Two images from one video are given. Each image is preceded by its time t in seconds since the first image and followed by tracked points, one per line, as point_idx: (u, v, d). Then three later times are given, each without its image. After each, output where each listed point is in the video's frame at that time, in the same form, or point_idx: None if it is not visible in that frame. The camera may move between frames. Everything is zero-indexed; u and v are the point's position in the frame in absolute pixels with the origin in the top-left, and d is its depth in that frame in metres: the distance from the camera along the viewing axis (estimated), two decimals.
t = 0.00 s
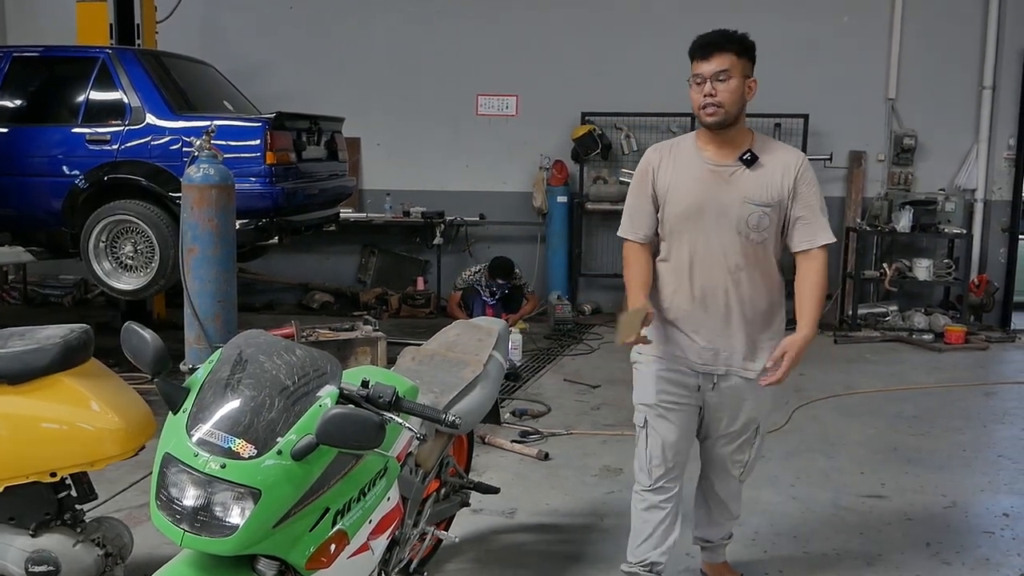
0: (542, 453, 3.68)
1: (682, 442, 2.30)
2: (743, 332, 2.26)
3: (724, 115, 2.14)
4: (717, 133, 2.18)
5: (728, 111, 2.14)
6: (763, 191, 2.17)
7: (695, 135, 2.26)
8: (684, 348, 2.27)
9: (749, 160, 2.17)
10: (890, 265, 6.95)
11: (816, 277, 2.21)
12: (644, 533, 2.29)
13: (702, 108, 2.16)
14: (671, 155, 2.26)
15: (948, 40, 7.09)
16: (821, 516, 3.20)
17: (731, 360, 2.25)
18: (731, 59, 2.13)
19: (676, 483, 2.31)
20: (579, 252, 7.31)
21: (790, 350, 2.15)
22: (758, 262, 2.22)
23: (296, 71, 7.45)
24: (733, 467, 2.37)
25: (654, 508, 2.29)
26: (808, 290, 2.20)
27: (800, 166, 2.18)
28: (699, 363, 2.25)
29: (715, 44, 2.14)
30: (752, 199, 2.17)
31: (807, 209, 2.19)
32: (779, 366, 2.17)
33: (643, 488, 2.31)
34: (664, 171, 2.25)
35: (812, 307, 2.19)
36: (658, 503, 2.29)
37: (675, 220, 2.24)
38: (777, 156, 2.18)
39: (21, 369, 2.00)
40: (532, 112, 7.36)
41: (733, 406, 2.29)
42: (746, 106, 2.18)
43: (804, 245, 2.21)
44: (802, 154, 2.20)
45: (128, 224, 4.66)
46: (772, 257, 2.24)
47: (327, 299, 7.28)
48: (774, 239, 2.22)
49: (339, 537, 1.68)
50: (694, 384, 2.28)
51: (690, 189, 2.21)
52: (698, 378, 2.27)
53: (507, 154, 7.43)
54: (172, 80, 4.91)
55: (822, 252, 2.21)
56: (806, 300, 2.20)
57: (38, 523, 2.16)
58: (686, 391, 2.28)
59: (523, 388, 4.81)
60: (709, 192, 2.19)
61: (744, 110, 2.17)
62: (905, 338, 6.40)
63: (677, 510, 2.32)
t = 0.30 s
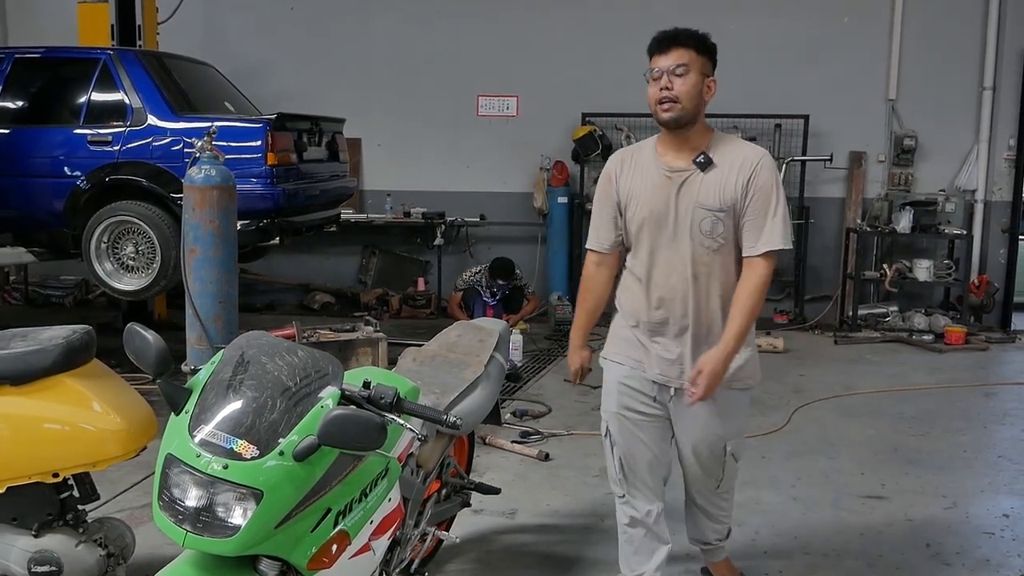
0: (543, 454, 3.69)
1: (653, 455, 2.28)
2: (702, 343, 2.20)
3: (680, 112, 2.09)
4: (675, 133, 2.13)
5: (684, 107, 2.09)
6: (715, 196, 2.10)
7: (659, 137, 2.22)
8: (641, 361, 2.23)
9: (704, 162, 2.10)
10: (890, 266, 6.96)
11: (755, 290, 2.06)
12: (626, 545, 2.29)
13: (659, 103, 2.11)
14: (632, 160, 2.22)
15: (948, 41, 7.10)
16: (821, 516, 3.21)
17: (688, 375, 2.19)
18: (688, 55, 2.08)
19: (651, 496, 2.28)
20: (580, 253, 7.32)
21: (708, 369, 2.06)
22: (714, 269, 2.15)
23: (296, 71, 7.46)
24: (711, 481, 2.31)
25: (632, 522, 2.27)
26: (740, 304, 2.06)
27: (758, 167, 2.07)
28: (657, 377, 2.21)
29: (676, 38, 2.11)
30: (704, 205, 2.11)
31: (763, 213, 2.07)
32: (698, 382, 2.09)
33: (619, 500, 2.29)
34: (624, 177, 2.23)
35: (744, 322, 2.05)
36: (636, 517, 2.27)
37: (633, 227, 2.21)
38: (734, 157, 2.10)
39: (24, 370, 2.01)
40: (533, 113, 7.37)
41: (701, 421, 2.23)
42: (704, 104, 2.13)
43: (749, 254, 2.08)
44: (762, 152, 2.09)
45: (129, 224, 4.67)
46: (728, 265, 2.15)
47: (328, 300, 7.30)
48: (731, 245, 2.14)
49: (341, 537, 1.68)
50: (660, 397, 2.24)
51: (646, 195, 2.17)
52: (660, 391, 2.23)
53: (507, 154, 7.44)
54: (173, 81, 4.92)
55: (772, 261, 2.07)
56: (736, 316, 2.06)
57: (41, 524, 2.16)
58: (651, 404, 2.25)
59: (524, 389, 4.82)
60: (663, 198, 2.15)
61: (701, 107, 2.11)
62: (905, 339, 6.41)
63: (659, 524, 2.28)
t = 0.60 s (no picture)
0: (545, 454, 3.69)
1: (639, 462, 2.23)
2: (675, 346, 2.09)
3: (656, 106, 2.00)
4: (652, 125, 2.04)
5: (661, 102, 1.99)
6: (692, 188, 2.00)
7: (637, 130, 2.13)
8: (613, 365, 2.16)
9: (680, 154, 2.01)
10: (894, 266, 6.95)
11: (722, 285, 1.95)
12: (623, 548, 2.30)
13: (635, 97, 2.02)
14: (610, 155, 2.15)
15: (951, 40, 7.08)
16: (825, 516, 3.21)
17: (660, 381, 2.07)
18: (668, 46, 1.99)
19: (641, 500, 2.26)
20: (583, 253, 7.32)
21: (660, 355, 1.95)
22: (687, 266, 2.04)
23: (298, 71, 7.46)
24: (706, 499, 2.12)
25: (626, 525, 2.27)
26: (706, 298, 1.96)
27: (738, 159, 1.97)
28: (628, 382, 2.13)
29: (655, 29, 2.01)
30: (679, 197, 2.01)
31: (740, 205, 1.97)
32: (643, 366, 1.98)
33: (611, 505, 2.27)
34: (600, 171, 2.15)
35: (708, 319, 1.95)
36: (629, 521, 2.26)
37: (607, 222, 2.13)
38: (712, 148, 2.00)
39: (27, 370, 2.01)
40: (535, 113, 7.37)
41: (682, 429, 2.10)
42: (683, 98, 2.03)
43: (725, 249, 1.98)
44: (741, 144, 1.99)
45: (132, 225, 4.67)
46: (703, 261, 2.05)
47: (331, 300, 7.31)
48: (707, 240, 2.03)
49: (344, 538, 1.68)
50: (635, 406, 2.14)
51: (621, 189, 2.09)
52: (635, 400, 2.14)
53: (510, 155, 7.44)
54: (176, 82, 4.93)
55: (745, 255, 1.97)
56: (698, 310, 1.95)
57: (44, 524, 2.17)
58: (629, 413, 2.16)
59: (527, 389, 4.82)
60: (637, 192, 2.06)
61: (679, 102, 2.02)
62: (909, 339, 6.41)
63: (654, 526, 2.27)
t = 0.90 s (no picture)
0: (548, 454, 3.69)
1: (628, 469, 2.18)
2: (662, 350, 2.00)
3: (668, 107, 1.93)
4: (660, 122, 1.97)
5: (674, 104, 1.93)
6: (691, 187, 1.93)
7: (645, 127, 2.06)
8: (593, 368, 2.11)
9: (684, 152, 1.94)
10: (897, 265, 6.93)
11: (718, 289, 1.87)
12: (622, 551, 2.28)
13: (649, 89, 1.95)
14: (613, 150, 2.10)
15: (955, 39, 7.07)
16: (827, 516, 3.21)
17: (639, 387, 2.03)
18: (691, 47, 1.92)
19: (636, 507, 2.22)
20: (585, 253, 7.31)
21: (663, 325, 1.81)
22: (682, 268, 1.97)
23: (301, 71, 7.47)
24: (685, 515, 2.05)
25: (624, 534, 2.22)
26: (702, 301, 1.85)
27: (741, 163, 1.90)
28: (602, 385, 2.09)
29: (683, 25, 1.93)
30: (678, 194, 1.94)
31: (740, 210, 1.90)
32: (640, 335, 1.83)
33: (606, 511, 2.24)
34: (603, 163, 2.10)
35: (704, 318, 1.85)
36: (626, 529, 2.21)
37: (603, 215, 2.07)
38: (717, 148, 1.93)
39: (30, 369, 2.02)
40: (538, 112, 7.37)
41: (661, 440, 2.04)
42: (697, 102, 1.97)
43: (725, 255, 1.91)
44: (747, 149, 1.92)
45: (135, 224, 4.68)
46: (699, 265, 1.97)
47: (333, 300, 7.32)
48: (704, 243, 1.95)
49: (346, 536, 1.69)
50: (613, 412, 2.11)
51: (620, 184, 2.03)
52: (613, 405, 2.10)
53: (512, 154, 7.44)
54: (180, 82, 4.93)
55: (743, 263, 1.89)
56: (697, 309, 1.84)
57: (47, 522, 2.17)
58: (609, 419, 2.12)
59: (529, 388, 4.82)
60: (636, 187, 2.00)
61: (693, 105, 1.96)
62: (912, 339, 6.40)
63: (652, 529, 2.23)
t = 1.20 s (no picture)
0: (549, 454, 3.68)
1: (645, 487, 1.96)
2: (681, 359, 1.80)
3: (699, 106, 1.77)
4: (686, 121, 1.80)
5: (707, 105, 1.76)
6: (715, 189, 1.75)
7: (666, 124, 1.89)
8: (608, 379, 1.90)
9: (709, 151, 1.76)
10: (897, 265, 6.93)
11: (740, 283, 1.70)
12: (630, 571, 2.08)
13: (681, 83, 1.77)
14: (630, 150, 1.92)
15: (956, 39, 7.06)
16: (828, 516, 3.21)
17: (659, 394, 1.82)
18: (731, 46, 1.75)
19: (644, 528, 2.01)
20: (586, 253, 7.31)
21: (671, 279, 1.66)
22: (706, 276, 1.78)
23: (302, 71, 7.47)
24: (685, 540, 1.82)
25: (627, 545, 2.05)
26: (720, 287, 1.70)
27: (769, 164, 1.73)
28: (619, 399, 1.87)
29: (728, 21, 1.75)
30: (702, 196, 1.76)
31: (768, 213, 1.72)
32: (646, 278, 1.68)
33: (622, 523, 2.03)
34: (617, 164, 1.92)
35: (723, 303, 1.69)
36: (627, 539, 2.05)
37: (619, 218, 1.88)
38: (744, 148, 1.76)
39: (31, 370, 2.02)
40: (538, 112, 7.37)
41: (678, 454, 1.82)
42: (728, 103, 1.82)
43: (752, 260, 1.73)
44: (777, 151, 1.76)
45: (135, 224, 4.68)
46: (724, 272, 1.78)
47: (334, 300, 7.31)
48: (729, 248, 1.77)
49: (346, 537, 1.69)
50: (624, 424, 1.89)
51: (638, 184, 1.84)
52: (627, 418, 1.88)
53: (513, 154, 7.44)
54: (181, 82, 4.94)
55: (773, 269, 1.71)
56: (713, 290, 1.69)
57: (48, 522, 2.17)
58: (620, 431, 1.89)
59: (529, 389, 4.82)
60: (656, 188, 1.82)
61: (723, 107, 1.80)
62: (913, 339, 6.39)
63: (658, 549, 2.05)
